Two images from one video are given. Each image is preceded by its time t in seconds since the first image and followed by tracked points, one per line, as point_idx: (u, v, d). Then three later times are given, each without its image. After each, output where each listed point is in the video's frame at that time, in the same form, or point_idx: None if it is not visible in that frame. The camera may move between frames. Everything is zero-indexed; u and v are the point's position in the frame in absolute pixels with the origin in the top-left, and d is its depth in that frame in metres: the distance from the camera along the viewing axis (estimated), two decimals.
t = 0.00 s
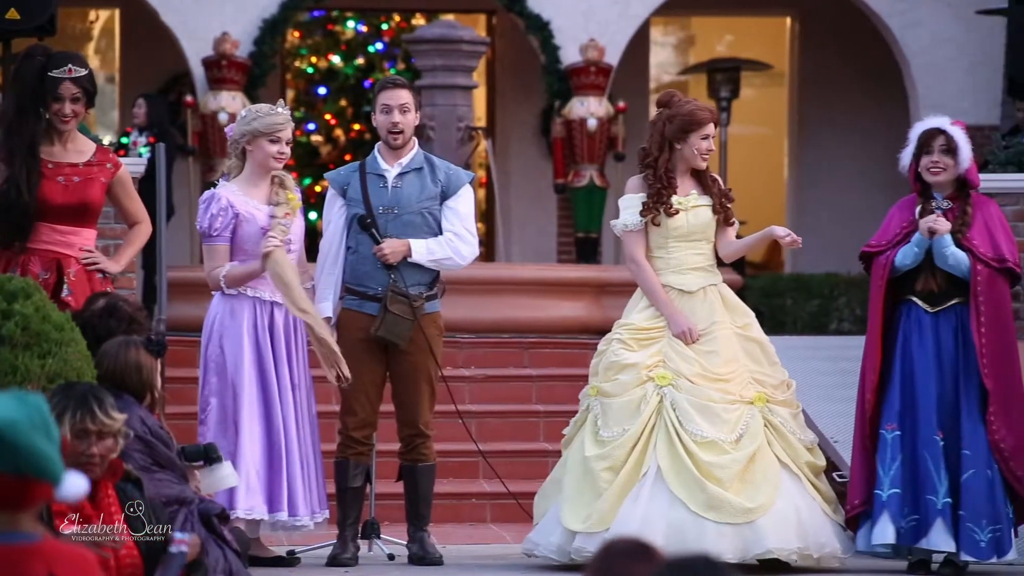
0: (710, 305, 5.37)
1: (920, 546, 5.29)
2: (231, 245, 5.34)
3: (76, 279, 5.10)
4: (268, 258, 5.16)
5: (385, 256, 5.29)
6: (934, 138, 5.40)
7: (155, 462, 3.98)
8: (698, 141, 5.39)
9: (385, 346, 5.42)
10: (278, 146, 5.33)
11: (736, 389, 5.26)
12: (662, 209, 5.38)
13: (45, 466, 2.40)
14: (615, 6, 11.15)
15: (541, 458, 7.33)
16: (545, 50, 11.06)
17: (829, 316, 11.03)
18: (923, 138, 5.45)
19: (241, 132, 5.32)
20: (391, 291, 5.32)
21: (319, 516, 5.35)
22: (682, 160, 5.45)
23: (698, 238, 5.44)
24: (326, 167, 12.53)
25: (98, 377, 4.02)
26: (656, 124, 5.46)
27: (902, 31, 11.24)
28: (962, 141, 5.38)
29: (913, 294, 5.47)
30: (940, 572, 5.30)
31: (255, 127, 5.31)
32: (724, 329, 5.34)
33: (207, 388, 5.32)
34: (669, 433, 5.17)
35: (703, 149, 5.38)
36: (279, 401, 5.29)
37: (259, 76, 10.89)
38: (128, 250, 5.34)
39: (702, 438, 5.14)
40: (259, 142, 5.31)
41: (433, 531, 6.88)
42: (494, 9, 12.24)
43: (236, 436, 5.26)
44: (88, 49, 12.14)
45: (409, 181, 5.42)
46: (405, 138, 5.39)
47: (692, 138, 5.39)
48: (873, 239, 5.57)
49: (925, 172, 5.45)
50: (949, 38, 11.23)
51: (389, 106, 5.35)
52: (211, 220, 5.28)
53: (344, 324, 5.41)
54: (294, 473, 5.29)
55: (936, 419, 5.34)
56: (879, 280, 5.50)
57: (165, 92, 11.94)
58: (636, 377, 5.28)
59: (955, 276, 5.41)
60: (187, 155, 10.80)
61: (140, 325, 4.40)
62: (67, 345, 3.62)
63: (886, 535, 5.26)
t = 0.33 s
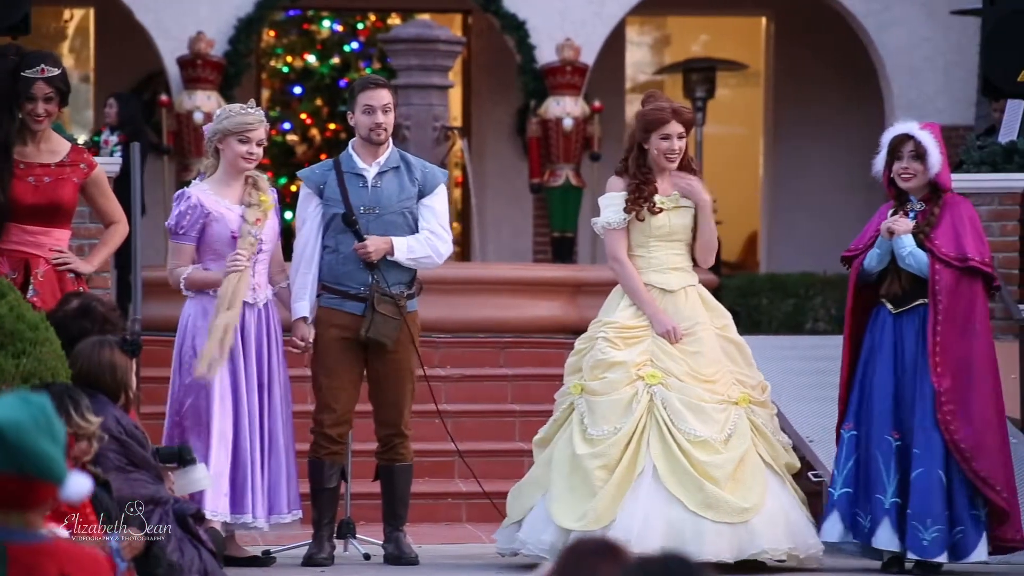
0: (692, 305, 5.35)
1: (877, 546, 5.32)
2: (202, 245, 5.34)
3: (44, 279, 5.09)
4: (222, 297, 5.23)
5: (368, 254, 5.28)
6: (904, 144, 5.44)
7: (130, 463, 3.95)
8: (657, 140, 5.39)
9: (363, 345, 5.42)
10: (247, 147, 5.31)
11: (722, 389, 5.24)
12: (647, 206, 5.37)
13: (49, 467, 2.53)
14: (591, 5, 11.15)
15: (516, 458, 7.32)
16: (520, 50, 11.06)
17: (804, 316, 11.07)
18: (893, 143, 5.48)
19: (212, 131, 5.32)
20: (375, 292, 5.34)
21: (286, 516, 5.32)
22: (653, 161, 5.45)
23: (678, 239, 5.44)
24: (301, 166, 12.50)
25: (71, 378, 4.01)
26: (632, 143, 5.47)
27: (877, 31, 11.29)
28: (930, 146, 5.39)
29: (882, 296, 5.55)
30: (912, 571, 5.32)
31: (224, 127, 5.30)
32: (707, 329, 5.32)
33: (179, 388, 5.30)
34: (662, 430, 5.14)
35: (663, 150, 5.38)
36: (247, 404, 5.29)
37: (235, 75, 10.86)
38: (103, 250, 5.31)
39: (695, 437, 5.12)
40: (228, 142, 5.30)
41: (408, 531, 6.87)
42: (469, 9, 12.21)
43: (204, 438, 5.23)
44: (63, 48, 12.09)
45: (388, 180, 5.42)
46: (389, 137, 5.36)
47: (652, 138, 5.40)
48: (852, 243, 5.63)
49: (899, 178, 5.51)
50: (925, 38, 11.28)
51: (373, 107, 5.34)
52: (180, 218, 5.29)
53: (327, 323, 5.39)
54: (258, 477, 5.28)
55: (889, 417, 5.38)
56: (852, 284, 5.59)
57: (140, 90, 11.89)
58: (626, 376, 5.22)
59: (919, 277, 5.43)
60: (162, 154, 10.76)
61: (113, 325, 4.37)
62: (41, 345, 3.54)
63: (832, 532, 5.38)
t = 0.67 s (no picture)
0: (669, 305, 5.34)
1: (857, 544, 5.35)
2: (178, 243, 5.32)
3: (25, 279, 5.08)
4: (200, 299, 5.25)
5: (352, 257, 5.35)
6: (884, 145, 5.45)
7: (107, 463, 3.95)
8: (634, 141, 5.40)
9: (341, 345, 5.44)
10: (226, 147, 5.30)
11: (699, 389, 5.24)
12: (623, 206, 5.38)
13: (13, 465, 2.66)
14: (569, 5, 11.14)
15: (494, 458, 7.32)
16: (499, 50, 11.06)
17: (783, 316, 11.04)
18: (872, 144, 5.48)
19: (191, 132, 5.31)
20: (360, 292, 5.38)
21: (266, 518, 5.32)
22: (632, 162, 5.45)
23: (656, 240, 5.43)
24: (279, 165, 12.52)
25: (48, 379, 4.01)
26: (611, 143, 5.48)
27: (854, 31, 11.31)
28: (910, 147, 5.42)
29: (854, 295, 5.54)
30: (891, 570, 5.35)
31: (203, 127, 5.29)
32: (685, 329, 5.31)
33: (159, 389, 5.31)
34: (639, 429, 5.13)
35: (639, 150, 5.39)
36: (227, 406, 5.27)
37: (213, 74, 10.83)
38: (78, 249, 5.29)
39: (671, 437, 5.11)
40: (208, 142, 5.29)
41: (386, 531, 6.86)
42: (447, 9, 12.17)
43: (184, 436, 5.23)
44: (40, 47, 12.07)
45: (355, 180, 5.47)
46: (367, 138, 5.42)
47: (629, 138, 5.41)
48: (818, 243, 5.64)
49: (875, 179, 5.50)
50: (902, 38, 11.31)
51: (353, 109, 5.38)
52: (156, 217, 5.28)
53: (307, 327, 5.38)
54: (238, 479, 5.26)
55: (865, 414, 5.40)
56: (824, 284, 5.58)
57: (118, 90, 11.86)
58: (604, 375, 5.21)
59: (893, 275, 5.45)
60: (139, 154, 10.74)
61: (94, 328, 4.36)
62: (19, 345, 3.54)
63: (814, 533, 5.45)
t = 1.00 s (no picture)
0: (645, 305, 5.32)
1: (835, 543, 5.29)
2: (158, 242, 5.30)
3: (6, 279, 5.07)
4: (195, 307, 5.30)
5: (342, 262, 5.40)
6: (860, 142, 5.44)
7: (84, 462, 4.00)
8: (613, 141, 5.40)
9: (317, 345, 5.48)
10: (206, 146, 5.29)
11: (670, 390, 5.20)
12: (600, 206, 5.37)
13: None
14: (547, 4, 11.13)
15: (472, 457, 7.31)
16: (478, 50, 11.07)
17: (761, 316, 11.06)
18: (846, 141, 5.48)
19: (172, 132, 5.31)
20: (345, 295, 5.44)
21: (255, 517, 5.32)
22: (611, 162, 5.45)
23: (634, 239, 5.42)
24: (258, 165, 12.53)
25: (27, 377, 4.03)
26: (589, 143, 5.48)
27: (832, 30, 11.33)
28: (886, 144, 5.45)
29: (838, 294, 5.49)
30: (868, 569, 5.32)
31: (184, 127, 5.28)
32: (660, 329, 5.28)
33: (138, 389, 5.29)
34: (605, 434, 5.10)
35: (618, 151, 5.39)
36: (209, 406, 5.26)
37: (191, 74, 10.83)
38: (51, 249, 5.28)
39: (636, 438, 5.08)
40: (188, 142, 5.29)
41: (363, 531, 6.86)
42: (426, 9, 12.17)
43: (162, 437, 5.23)
44: (18, 47, 12.05)
45: (335, 182, 5.51)
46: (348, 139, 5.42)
47: (608, 138, 5.41)
48: (792, 238, 5.56)
49: (849, 176, 5.50)
50: (880, 39, 11.33)
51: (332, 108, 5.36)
52: (138, 216, 5.24)
53: (299, 328, 5.36)
54: (221, 478, 5.25)
55: (853, 415, 5.38)
56: (805, 279, 5.47)
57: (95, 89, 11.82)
58: (572, 377, 5.20)
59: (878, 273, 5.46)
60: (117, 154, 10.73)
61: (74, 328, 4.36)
62: None
63: (790, 532, 5.34)
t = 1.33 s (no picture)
0: (619, 305, 5.30)
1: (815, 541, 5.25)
2: (136, 242, 5.28)
3: None
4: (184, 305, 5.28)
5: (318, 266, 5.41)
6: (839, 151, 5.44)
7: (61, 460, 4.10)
8: (589, 142, 5.40)
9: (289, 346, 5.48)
10: (183, 145, 5.28)
11: (641, 389, 5.17)
12: (574, 206, 5.37)
13: None
14: (524, 4, 11.15)
15: (449, 457, 7.30)
16: (456, 49, 11.07)
17: (738, 315, 11.07)
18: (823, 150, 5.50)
19: (147, 132, 5.29)
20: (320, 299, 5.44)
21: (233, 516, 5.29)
22: (589, 162, 5.45)
23: (610, 239, 5.41)
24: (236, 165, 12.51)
25: None
26: (566, 143, 5.47)
27: (810, 31, 11.35)
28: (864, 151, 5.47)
29: (822, 285, 5.41)
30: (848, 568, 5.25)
31: (159, 127, 5.27)
32: (633, 329, 5.27)
33: (113, 389, 5.27)
34: (573, 433, 5.08)
35: (595, 152, 5.38)
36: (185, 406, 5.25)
37: (168, 73, 10.81)
38: (16, 246, 5.60)
39: (603, 437, 5.05)
40: (164, 141, 5.27)
41: (340, 531, 6.85)
42: (404, 9, 12.17)
43: (139, 436, 5.20)
44: None
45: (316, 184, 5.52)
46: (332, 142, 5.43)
47: (585, 139, 5.40)
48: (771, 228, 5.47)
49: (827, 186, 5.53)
50: (857, 39, 11.35)
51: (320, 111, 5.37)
52: (117, 215, 5.20)
53: (272, 328, 5.35)
54: (197, 477, 5.23)
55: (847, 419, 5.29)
56: (796, 264, 5.38)
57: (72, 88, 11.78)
58: (542, 377, 5.20)
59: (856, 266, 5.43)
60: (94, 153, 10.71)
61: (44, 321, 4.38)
62: None
63: (806, 534, 5.17)
